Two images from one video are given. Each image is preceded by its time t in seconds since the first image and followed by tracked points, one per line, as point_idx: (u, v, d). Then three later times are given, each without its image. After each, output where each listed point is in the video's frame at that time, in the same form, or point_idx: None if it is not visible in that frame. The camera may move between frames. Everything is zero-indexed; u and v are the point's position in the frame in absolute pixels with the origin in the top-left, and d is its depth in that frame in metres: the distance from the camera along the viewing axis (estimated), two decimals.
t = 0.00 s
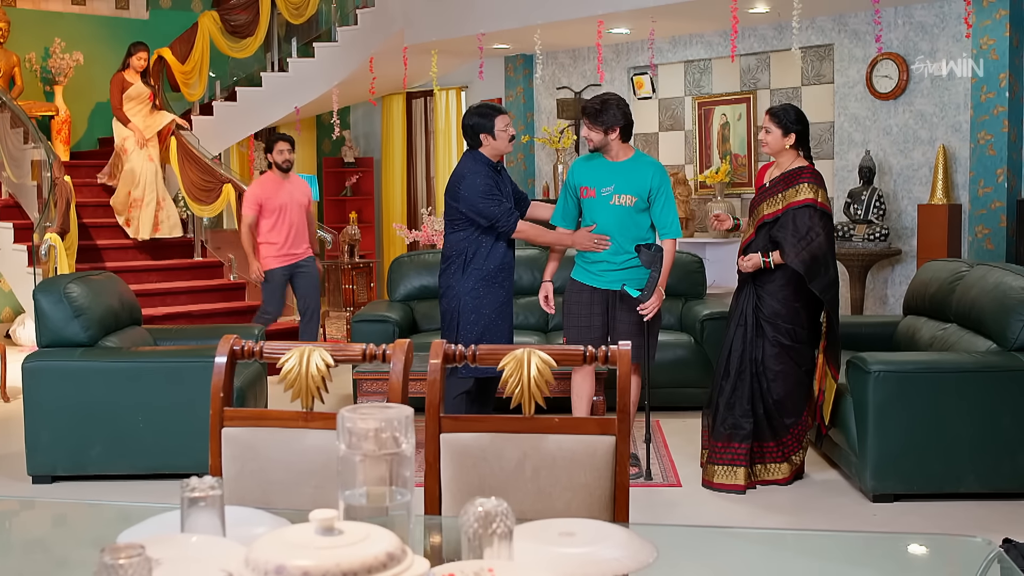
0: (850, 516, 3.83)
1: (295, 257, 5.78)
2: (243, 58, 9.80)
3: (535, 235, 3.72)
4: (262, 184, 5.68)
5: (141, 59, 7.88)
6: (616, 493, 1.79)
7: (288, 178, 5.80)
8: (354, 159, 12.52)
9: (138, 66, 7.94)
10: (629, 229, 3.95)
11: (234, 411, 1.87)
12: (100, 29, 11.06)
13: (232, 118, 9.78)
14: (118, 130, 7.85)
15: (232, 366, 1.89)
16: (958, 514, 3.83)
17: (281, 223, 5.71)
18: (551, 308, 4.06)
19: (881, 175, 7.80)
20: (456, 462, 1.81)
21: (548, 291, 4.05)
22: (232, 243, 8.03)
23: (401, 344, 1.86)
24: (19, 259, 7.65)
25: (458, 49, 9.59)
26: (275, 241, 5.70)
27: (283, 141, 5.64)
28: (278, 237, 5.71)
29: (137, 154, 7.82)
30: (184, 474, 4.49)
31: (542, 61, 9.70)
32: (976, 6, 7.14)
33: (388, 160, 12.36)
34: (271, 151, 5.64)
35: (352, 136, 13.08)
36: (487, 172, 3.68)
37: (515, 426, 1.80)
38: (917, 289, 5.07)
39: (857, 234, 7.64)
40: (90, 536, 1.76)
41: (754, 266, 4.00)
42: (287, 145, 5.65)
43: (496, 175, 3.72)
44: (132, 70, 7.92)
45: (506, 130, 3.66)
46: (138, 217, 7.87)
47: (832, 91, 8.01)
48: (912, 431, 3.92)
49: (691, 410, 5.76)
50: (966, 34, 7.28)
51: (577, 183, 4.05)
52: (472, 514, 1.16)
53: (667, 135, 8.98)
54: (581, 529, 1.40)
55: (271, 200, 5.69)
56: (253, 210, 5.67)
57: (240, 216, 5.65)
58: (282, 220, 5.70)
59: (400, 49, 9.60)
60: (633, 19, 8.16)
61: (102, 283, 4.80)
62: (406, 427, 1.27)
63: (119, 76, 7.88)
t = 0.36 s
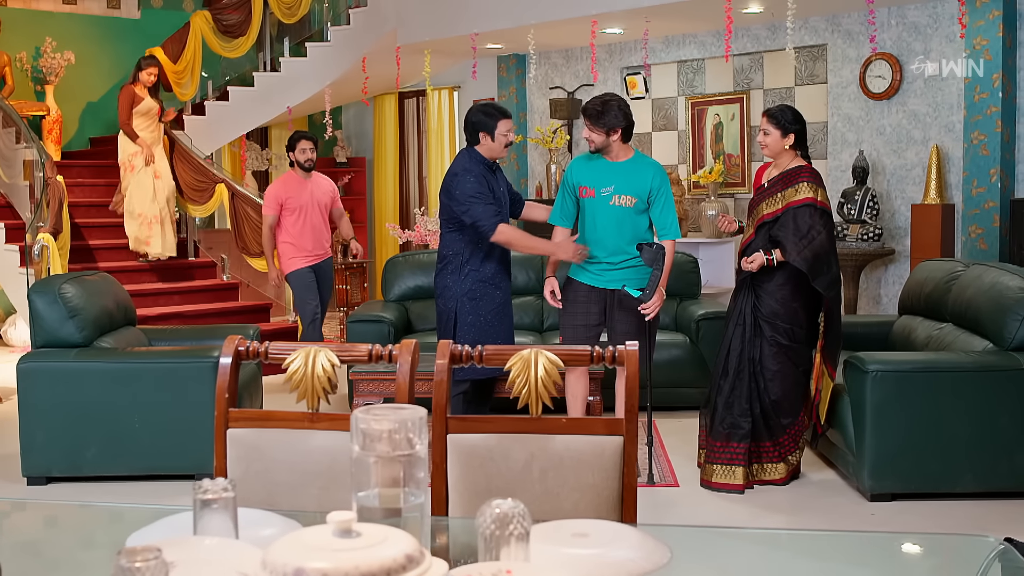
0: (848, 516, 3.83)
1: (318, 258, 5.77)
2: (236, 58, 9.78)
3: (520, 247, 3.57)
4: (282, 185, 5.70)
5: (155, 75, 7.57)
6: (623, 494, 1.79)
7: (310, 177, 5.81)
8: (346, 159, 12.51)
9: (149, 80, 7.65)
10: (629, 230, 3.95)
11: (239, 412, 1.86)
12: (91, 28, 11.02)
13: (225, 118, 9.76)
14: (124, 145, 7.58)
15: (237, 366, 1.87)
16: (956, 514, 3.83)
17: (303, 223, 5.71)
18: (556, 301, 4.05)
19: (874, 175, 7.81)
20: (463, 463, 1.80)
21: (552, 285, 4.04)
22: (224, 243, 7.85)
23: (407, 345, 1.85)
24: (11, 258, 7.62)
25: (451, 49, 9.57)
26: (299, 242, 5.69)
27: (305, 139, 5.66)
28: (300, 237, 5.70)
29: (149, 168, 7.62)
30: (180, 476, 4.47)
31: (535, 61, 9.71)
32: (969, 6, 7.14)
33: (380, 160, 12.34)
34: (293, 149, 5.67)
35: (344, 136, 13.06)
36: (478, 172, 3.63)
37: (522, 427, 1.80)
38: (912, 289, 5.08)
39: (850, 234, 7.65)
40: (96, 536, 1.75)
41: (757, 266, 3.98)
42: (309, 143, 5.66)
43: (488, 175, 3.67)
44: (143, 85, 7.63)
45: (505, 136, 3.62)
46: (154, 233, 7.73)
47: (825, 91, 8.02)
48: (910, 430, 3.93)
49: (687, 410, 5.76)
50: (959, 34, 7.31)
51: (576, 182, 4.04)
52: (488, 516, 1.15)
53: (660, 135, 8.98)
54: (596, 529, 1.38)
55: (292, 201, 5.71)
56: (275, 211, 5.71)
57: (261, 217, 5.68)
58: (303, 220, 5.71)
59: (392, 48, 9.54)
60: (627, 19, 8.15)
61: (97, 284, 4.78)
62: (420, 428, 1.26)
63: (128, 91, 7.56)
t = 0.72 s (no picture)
0: (846, 516, 3.84)
1: (330, 257, 5.88)
2: (227, 57, 9.77)
3: (452, 264, 3.39)
4: (293, 185, 5.86)
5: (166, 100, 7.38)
6: (631, 495, 1.78)
7: (319, 176, 5.96)
8: (338, 160, 12.49)
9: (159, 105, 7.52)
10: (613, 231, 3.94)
11: (244, 414, 1.85)
12: (82, 28, 10.97)
13: (216, 119, 9.73)
14: (135, 168, 7.50)
15: (242, 367, 1.86)
16: (953, 513, 3.84)
17: (314, 222, 5.84)
18: (565, 302, 4.08)
19: (868, 175, 7.82)
20: (470, 464, 1.80)
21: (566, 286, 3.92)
22: (216, 243, 7.84)
23: (413, 346, 1.84)
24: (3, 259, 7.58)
25: (444, 49, 9.55)
26: (310, 242, 5.82)
27: (314, 137, 5.83)
28: (312, 236, 5.83)
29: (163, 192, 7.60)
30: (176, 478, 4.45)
31: (528, 61, 9.70)
32: (962, 7, 7.18)
33: (373, 161, 12.33)
34: (301, 148, 5.84)
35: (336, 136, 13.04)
36: (464, 174, 3.43)
37: (529, 428, 1.79)
38: (906, 290, 5.10)
39: (844, 235, 7.65)
40: (103, 538, 1.74)
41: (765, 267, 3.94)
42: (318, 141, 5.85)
43: (477, 180, 3.46)
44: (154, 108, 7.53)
45: (505, 151, 3.45)
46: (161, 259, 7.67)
47: (818, 91, 8.04)
48: (907, 431, 3.93)
49: (682, 410, 5.76)
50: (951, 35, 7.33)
51: (559, 186, 3.99)
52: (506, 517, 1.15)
53: (653, 136, 8.99)
54: (609, 531, 1.37)
55: (302, 200, 5.85)
56: (286, 211, 5.86)
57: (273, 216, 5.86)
58: (314, 218, 5.84)
59: (385, 48, 9.51)
60: (620, 19, 8.14)
61: (92, 285, 4.76)
62: (434, 429, 1.25)
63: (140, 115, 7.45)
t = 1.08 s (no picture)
0: (847, 515, 3.84)
1: (336, 259, 5.88)
2: (221, 58, 9.75)
3: (431, 268, 3.43)
4: (302, 184, 5.91)
5: (178, 117, 6.82)
6: (641, 496, 1.78)
7: (330, 175, 5.97)
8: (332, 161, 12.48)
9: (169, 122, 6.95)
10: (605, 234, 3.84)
11: (251, 415, 1.84)
12: (74, 28, 10.93)
13: (210, 119, 9.70)
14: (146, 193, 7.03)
15: (249, 369, 1.86)
16: (953, 513, 3.85)
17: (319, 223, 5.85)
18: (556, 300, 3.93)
19: (863, 175, 7.83)
20: (479, 465, 1.80)
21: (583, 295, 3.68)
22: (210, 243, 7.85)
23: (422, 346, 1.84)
24: None
25: (438, 49, 9.54)
26: (316, 243, 5.84)
27: (325, 138, 5.78)
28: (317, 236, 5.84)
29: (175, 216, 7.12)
30: (174, 479, 4.44)
31: (522, 61, 9.71)
32: (957, 7, 7.20)
33: (366, 160, 12.32)
34: (312, 148, 5.81)
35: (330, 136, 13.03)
36: (457, 174, 3.41)
37: (537, 428, 1.79)
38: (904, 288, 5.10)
39: (839, 235, 7.66)
40: (111, 540, 1.73)
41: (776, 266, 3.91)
42: (329, 143, 5.81)
43: (471, 180, 3.43)
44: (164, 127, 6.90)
45: (495, 149, 3.40)
46: (188, 284, 7.26)
47: (813, 92, 8.05)
48: (906, 431, 3.94)
49: (679, 410, 5.76)
50: (946, 35, 7.35)
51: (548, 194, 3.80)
52: (526, 518, 1.14)
53: (648, 136, 9.01)
54: (625, 533, 1.37)
55: (309, 200, 5.88)
56: (295, 209, 5.92)
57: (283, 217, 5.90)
58: (320, 217, 5.86)
59: (379, 48, 9.48)
60: (616, 19, 8.14)
61: (88, 286, 4.74)
62: (451, 430, 1.24)
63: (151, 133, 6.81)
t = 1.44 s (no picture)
0: (848, 515, 3.84)
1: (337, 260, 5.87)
2: (217, 57, 9.75)
3: (438, 269, 3.41)
4: (315, 181, 5.89)
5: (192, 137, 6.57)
6: (652, 496, 1.78)
7: (342, 176, 5.95)
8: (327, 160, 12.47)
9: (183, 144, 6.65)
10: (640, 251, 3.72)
11: (260, 416, 1.83)
12: (68, 26, 10.89)
13: (204, 120, 9.66)
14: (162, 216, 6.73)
15: (257, 370, 1.85)
16: (955, 512, 3.85)
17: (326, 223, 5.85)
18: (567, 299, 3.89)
19: (860, 175, 7.84)
20: (490, 465, 1.79)
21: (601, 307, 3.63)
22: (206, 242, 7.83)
23: (432, 347, 1.83)
24: None
25: (434, 49, 9.54)
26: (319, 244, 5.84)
27: (337, 138, 5.81)
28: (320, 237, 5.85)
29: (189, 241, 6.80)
30: (173, 480, 4.43)
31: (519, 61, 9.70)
32: (953, 8, 7.22)
33: (362, 160, 12.30)
34: (324, 148, 5.81)
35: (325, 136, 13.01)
36: (454, 175, 3.40)
37: (549, 429, 1.78)
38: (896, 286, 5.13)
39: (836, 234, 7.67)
40: (120, 542, 1.72)
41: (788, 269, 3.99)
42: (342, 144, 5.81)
43: (467, 180, 3.43)
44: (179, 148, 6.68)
45: (489, 144, 3.38)
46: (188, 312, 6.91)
47: (809, 91, 8.05)
48: (907, 430, 3.94)
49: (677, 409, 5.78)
50: (943, 35, 7.36)
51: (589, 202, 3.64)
52: (546, 520, 1.14)
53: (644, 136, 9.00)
54: (643, 534, 1.36)
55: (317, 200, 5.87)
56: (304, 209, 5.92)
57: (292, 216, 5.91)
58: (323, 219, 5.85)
59: (375, 48, 9.45)
60: (613, 19, 8.15)
61: (86, 286, 4.72)
62: (468, 432, 1.24)
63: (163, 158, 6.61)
